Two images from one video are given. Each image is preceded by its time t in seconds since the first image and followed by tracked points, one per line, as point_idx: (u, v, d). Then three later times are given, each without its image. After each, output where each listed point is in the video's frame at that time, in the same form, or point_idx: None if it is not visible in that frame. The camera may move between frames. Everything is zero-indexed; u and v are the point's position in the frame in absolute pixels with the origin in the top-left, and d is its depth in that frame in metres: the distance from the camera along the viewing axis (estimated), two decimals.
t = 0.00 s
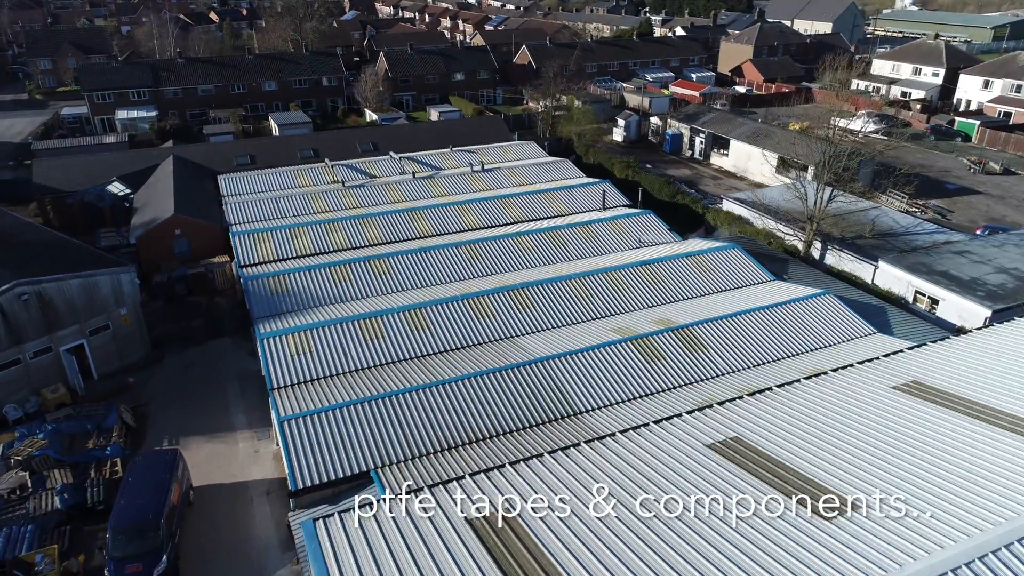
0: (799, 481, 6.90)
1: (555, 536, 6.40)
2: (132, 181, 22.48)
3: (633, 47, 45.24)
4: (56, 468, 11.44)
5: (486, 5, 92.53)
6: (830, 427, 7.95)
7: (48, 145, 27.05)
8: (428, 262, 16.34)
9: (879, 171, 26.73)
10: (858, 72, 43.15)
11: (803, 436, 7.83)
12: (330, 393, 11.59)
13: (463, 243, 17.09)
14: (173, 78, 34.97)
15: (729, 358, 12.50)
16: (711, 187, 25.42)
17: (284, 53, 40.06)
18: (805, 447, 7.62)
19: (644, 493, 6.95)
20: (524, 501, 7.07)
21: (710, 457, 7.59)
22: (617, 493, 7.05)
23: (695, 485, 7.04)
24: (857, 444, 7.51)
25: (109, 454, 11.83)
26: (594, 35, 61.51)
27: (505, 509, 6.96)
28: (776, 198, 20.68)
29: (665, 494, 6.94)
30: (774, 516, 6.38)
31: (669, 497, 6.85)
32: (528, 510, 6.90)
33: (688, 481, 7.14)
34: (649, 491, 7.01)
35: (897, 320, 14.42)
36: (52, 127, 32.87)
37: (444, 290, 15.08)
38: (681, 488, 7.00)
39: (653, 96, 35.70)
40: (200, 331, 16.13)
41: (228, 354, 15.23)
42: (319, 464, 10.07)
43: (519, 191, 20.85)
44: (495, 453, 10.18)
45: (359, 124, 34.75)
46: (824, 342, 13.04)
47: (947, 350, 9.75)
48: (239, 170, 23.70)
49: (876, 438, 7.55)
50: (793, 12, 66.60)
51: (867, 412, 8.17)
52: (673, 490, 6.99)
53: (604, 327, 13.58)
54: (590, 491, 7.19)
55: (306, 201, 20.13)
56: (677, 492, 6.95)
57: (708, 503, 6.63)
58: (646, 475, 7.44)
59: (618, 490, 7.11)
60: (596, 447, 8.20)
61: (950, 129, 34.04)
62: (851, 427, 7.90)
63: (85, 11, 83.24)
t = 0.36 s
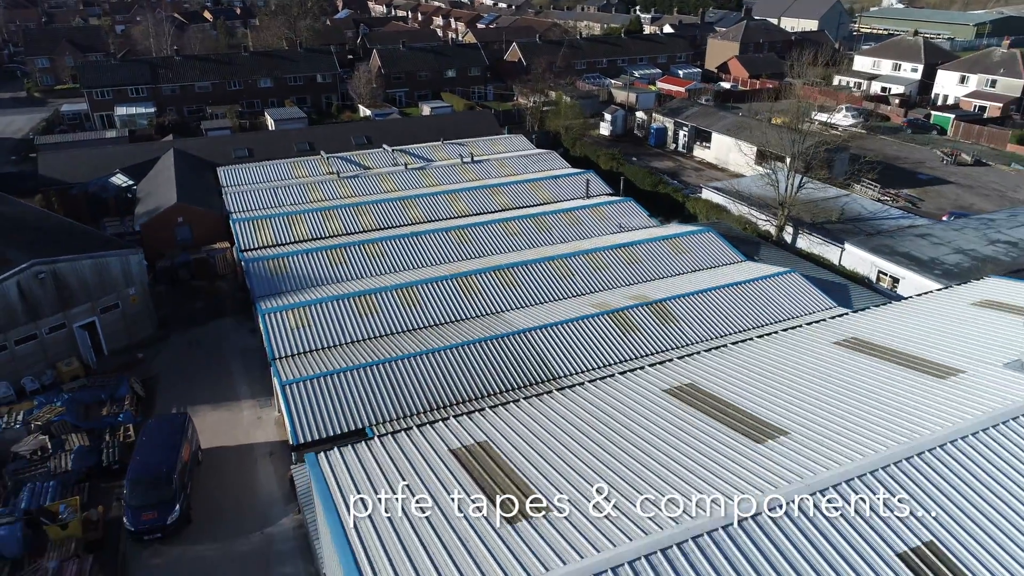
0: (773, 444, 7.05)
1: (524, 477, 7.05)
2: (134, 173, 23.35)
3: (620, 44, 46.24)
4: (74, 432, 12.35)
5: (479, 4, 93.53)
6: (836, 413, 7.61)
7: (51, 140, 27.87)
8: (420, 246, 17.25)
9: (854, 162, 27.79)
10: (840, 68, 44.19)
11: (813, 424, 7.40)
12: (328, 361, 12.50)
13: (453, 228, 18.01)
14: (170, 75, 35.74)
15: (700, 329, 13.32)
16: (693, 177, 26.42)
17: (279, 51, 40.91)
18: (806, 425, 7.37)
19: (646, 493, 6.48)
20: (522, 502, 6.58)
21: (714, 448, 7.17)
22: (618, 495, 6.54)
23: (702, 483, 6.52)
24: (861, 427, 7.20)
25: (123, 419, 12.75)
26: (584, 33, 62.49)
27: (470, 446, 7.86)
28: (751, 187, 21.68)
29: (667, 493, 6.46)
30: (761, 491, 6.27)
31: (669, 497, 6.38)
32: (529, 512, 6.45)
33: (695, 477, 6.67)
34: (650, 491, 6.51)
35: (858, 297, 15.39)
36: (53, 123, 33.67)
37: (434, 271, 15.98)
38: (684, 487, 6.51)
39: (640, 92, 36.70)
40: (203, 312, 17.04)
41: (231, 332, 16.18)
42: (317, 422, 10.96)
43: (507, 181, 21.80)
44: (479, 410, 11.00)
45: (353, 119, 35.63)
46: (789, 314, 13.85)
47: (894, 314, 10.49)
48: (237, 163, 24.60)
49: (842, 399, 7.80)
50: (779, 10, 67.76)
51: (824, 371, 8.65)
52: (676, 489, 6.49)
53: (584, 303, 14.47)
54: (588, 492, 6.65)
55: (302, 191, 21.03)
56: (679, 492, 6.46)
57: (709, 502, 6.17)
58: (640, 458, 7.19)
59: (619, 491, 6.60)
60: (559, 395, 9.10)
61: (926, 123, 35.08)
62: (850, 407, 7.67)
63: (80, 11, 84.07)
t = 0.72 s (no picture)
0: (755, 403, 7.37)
1: (507, 416, 7.83)
2: (142, 165, 24.36)
3: (612, 41, 47.30)
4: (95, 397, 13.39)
5: (475, 3, 94.64)
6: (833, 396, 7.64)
7: (60, 134, 28.89)
8: (416, 231, 18.24)
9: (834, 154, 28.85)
10: (827, 65, 45.28)
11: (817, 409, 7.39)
12: (330, 331, 13.44)
13: (448, 214, 19.00)
14: (173, 71, 36.70)
15: (676, 302, 14.28)
16: (679, 169, 27.45)
17: (279, 48, 41.92)
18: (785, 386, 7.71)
19: (648, 491, 6.30)
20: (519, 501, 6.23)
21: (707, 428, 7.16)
22: (618, 492, 6.29)
23: (708, 482, 6.41)
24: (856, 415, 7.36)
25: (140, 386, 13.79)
26: (578, 31, 63.53)
27: (458, 385, 8.88)
28: (733, 176, 22.72)
29: (671, 492, 6.30)
30: (755, 473, 6.54)
31: (674, 496, 6.25)
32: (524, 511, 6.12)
33: (700, 472, 6.54)
34: (651, 488, 6.31)
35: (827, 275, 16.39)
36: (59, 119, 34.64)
37: (429, 253, 16.93)
38: (689, 485, 6.38)
39: (631, 88, 37.77)
40: (211, 293, 18.01)
41: (237, 310, 17.19)
42: (320, 381, 11.84)
43: (499, 171, 22.82)
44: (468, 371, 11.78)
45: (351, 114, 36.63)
46: (760, 288, 14.80)
47: (851, 281, 11.45)
48: (240, 154, 25.60)
49: (818, 360, 8.20)
50: (770, 9, 68.91)
51: (784, 330, 9.47)
52: (681, 488, 6.34)
53: (570, 281, 15.42)
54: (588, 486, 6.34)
55: (304, 180, 22.03)
56: (684, 491, 6.32)
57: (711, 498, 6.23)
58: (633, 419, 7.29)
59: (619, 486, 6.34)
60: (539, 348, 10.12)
61: (908, 117, 36.12)
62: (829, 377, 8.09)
63: (79, 10, 84.99)
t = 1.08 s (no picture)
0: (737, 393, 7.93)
1: (496, 373, 8.73)
2: (156, 158, 25.55)
3: (609, 40, 48.44)
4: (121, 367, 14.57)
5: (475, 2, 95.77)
6: (811, 381, 8.19)
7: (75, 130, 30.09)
8: (417, 219, 19.39)
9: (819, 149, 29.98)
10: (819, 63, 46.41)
11: (791, 388, 8.08)
12: (337, 306, 14.60)
13: (446, 203, 20.12)
14: (181, 69, 37.89)
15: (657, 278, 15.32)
16: (669, 162, 28.57)
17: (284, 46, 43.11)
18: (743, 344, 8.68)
19: (648, 491, 6.78)
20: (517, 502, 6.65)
21: (698, 418, 7.64)
22: (619, 492, 6.77)
23: (706, 482, 6.89)
24: (828, 400, 7.98)
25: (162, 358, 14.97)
26: (577, 30, 64.65)
27: (451, 340, 10.16)
28: (718, 168, 23.86)
29: (670, 492, 6.78)
30: (754, 480, 6.98)
31: (673, 497, 6.74)
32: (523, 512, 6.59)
33: (697, 471, 7.02)
34: (650, 489, 6.80)
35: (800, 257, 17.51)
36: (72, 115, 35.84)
37: (428, 239, 18.05)
38: (688, 486, 6.86)
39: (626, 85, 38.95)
40: (224, 276, 19.19)
41: (249, 292, 18.37)
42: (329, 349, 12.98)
43: (495, 163, 23.96)
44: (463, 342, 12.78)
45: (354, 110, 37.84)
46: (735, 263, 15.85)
47: (810, 256, 12.63)
48: (248, 148, 26.78)
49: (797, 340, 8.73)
50: (766, 8, 70.05)
51: (742, 296, 10.63)
52: (680, 488, 6.82)
53: (559, 263, 16.52)
54: (587, 488, 6.81)
55: (310, 172, 23.21)
56: (683, 491, 6.80)
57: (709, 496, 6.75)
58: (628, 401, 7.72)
59: (619, 487, 6.81)
60: (526, 314, 11.31)
61: (894, 113, 37.17)
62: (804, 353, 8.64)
63: (84, 10, 86.26)
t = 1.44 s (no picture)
0: (713, 394, 8.76)
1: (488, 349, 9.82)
2: (171, 156, 26.94)
3: (605, 41, 49.68)
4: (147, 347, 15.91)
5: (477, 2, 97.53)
6: (776, 374, 9.11)
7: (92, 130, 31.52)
8: (418, 214, 20.72)
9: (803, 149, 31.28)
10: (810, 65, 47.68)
11: (765, 390, 8.87)
12: (345, 292, 15.94)
13: (446, 199, 21.45)
14: (191, 71, 39.22)
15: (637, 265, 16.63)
16: (659, 161, 29.86)
17: (289, 48, 44.41)
18: (703, 322, 9.92)
19: (649, 493, 7.50)
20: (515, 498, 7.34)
21: (684, 413, 8.48)
22: (619, 494, 7.48)
23: (703, 483, 7.65)
24: (791, 387, 8.95)
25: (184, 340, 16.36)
26: (576, 31, 65.85)
27: (447, 316, 11.52)
28: (703, 167, 25.18)
29: (670, 494, 7.51)
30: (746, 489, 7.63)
31: (673, 498, 7.46)
32: (522, 509, 7.26)
33: (693, 475, 7.74)
34: (652, 491, 7.53)
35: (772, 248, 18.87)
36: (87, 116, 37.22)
37: (428, 232, 19.38)
38: (688, 488, 7.58)
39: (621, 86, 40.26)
40: (237, 267, 20.54)
41: (261, 281, 19.75)
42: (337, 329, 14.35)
43: (493, 162, 25.31)
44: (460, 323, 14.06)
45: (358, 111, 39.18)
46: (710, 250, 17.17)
47: (773, 244, 13.99)
48: (258, 147, 28.18)
49: (765, 342, 9.58)
50: (762, 10, 71.25)
51: (704, 279, 11.99)
52: (679, 490, 7.56)
53: (550, 254, 17.83)
54: (588, 488, 7.51)
55: (317, 169, 24.58)
56: (682, 493, 7.54)
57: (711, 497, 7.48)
58: (614, 402, 8.55)
59: (620, 489, 7.53)
60: (515, 295, 12.67)
61: (879, 113, 38.37)
62: (768, 342, 9.61)
63: (91, 10, 87.90)
